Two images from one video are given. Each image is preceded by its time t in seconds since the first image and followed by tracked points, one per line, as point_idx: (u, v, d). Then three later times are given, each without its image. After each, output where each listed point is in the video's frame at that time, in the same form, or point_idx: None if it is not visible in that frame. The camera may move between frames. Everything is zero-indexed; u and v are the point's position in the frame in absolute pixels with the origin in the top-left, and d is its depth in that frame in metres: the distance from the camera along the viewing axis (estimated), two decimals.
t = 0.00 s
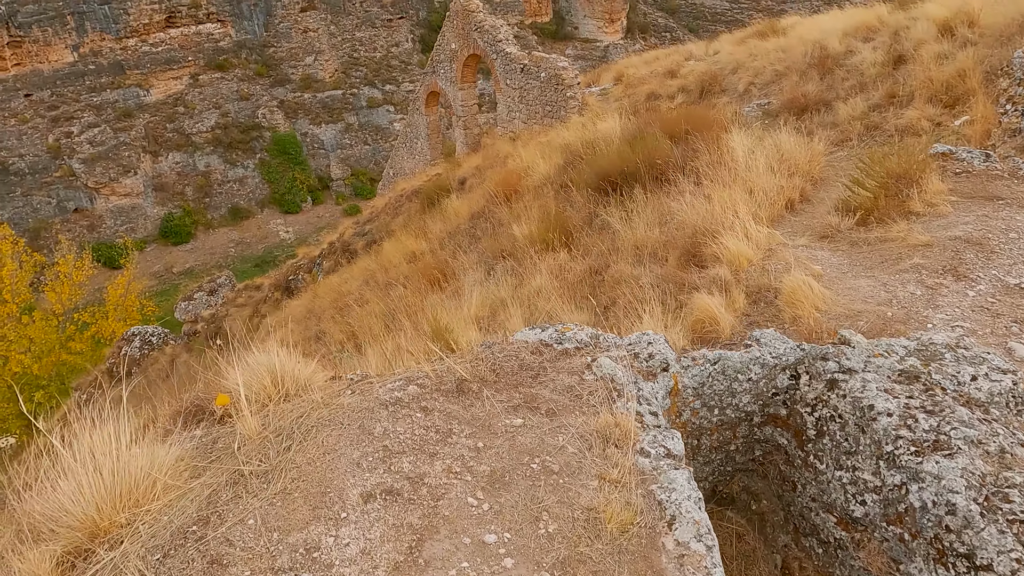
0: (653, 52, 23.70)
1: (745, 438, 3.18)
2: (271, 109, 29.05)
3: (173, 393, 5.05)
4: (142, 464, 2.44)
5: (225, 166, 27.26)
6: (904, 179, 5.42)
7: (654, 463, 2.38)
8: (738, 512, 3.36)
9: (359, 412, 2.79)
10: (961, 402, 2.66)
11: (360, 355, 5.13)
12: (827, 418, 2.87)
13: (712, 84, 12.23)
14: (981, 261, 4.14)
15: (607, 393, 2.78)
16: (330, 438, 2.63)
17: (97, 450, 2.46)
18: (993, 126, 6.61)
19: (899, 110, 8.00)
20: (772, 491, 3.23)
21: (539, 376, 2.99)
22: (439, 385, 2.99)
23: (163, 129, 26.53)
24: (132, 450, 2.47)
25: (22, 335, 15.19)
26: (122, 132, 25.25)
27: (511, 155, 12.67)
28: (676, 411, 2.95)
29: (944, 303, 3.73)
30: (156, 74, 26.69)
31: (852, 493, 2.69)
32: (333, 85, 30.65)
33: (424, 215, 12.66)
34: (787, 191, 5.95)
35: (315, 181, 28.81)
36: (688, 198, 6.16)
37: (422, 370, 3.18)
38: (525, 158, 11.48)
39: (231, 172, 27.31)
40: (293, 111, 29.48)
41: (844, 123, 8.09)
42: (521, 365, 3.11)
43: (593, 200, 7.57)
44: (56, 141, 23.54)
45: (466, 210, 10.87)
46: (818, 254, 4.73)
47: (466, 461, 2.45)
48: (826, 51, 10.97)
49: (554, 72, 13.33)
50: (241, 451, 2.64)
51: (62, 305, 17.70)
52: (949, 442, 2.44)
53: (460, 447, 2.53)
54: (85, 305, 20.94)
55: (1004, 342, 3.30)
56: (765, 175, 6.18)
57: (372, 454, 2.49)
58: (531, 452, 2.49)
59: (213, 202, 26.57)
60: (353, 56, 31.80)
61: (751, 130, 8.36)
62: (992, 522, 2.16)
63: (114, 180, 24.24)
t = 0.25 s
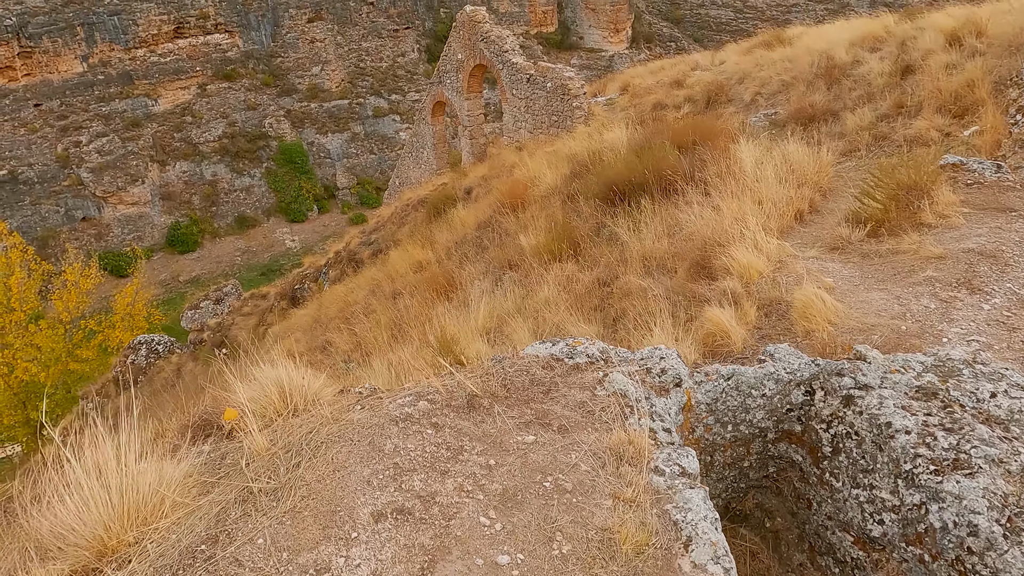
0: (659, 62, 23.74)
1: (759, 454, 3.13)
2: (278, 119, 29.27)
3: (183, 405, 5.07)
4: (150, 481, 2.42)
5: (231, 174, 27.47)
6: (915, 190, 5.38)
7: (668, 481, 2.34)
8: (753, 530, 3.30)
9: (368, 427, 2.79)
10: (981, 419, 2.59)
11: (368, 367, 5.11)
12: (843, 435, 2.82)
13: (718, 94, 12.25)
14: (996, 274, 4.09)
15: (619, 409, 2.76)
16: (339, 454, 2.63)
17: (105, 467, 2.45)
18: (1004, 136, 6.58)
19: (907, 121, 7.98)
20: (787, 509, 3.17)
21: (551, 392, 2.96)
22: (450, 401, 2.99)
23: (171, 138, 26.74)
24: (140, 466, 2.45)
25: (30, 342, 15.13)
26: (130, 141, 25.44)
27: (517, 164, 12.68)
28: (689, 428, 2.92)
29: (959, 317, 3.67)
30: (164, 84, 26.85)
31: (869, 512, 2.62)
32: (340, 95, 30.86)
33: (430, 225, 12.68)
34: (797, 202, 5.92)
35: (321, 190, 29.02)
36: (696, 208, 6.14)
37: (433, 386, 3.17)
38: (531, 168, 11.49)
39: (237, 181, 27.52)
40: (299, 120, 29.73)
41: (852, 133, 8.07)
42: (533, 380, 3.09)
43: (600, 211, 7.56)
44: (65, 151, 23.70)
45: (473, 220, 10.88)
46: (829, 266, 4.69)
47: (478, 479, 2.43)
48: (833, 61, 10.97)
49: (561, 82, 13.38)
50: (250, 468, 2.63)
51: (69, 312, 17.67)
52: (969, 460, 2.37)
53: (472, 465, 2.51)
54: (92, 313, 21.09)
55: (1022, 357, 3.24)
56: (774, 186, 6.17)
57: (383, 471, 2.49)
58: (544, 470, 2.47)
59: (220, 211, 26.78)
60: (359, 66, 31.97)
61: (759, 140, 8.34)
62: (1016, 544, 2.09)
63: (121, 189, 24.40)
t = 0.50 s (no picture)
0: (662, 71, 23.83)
1: (764, 465, 3.10)
2: (283, 127, 29.45)
3: (187, 413, 5.10)
4: (151, 491, 2.41)
5: (236, 182, 27.66)
6: (920, 199, 5.36)
7: (673, 493, 2.32)
8: (758, 542, 3.26)
9: (371, 437, 2.78)
10: (989, 431, 2.56)
11: (370, 375, 5.11)
12: (849, 446, 2.79)
13: (722, 102, 12.29)
14: (1003, 284, 4.06)
15: (624, 419, 2.75)
16: (341, 464, 2.62)
17: (107, 476, 2.44)
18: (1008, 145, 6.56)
19: (912, 129, 7.97)
20: (793, 521, 3.13)
21: (555, 403, 2.95)
22: (453, 411, 2.98)
23: (176, 146, 26.97)
24: (141, 476, 2.44)
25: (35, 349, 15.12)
26: (136, 149, 25.61)
27: (521, 173, 12.72)
28: (694, 438, 2.90)
29: (966, 327, 3.64)
30: (170, 92, 27.02)
31: (876, 524, 2.59)
32: (345, 104, 31.06)
33: (433, 233, 12.72)
34: (801, 211, 5.90)
35: (325, 198, 29.22)
36: (700, 217, 6.14)
37: (436, 396, 3.15)
38: (535, 176, 11.52)
39: (242, 188, 27.72)
40: (303, 128, 29.94)
41: (856, 142, 8.07)
42: (537, 391, 3.07)
43: (604, 219, 7.56)
44: (71, 157, 23.95)
45: (476, 228, 10.90)
46: (834, 275, 4.67)
47: (480, 490, 2.42)
48: (836, 70, 10.99)
49: (564, 91, 13.45)
50: (252, 478, 2.62)
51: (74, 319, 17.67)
52: (977, 472, 2.34)
53: (476, 476, 2.50)
54: (97, 319, 21.24)
55: None
56: (777, 194, 6.17)
57: (386, 481, 2.48)
58: (548, 481, 2.45)
59: (225, 219, 26.98)
60: (364, 75, 32.16)
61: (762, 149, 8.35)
62: None
63: (127, 197, 24.55)
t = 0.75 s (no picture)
0: (666, 78, 23.92)
1: (768, 472, 3.10)
2: (288, 135, 29.66)
3: (190, 420, 5.10)
4: (157, 496, 2.43)
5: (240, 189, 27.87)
6: (924, 207, 5.37)
7: (676, 499, 2.33)
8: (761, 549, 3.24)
9: (375, 443, 2.80)
10: (993, 439, 2.55)
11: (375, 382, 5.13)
12: (853, 454, 2.78)
13: (725, 110, 12.33)
14: (1008, 292, 4.06)
15: (627, 426, 2.75)
16: (345, 470, 2.64)
17: (112, 482, 2.46)
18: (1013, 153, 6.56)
19: (916, 137, 7.98)
20: (797, 529, 3.12)
21: (559, 409, 2.96)
22: (457, 417, 2.99)
23: (182, 153, 27.16)
24: (146, 482, 2.46)
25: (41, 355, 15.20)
26: (142, 157, 25.83)
27: (525, 180, 12.78)
28: (697, 445, 2.90)
29: (970, 334, 3.64)
30: (176, 101, 27.25)
31: (879, 532, 2.58)
32: (349, 112, 31.28)
33: (437, 240, 12.78)
34: (804, 218, 5.91)
35: (330, 205, 29.39)
36: (703, 224, 6.15)
37: (440, 402, 3.17)
38: (538, 183, 11.56)
39: (247, 196, 27.89)
40: (308, 136, 30.13)
41: (860, 149, 8.08)
42: (540, 397, 3.09)
43: (608, 227, 7.58)
44: (76, 164, 24.10)
45: (480, 235, 10.95)
46: (838, 282, 4.68)
47: (484, 496, 2.43)
48: (840, 78, 11.03)
49: (568, 99, 13.53)
50: (257, 483, 2.64)
51: (79, 325, 17.78)
52: (982, 480, 2.34)
53: (480, 482, 2.51)
54: (102, 326, 21.41)
55: None
56: (781, 201, 6.17)
57: (390, 487, 2.50)
58: (551, 487, 2.46)
59: (230, 226, 27.18)
60: (369, 83, 32.38)
61: (765, 156, 8.38)
62: None
63: (132, 204, 24.75)
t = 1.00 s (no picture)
0: (668, 85, 24.02)
1: (770, 479, 3.10)
2: (292, 142, 29.83)
3: (195, 425, 5.16)
4: (161, 500, 2.44)
5: (244, 196, 28.02)
6: (926, 214, 5.37)
7: (676, 505, 2.34)
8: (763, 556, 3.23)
9: (377, 449, 2.82)
10: (995, 445, 2.55)
11: (377, 388, 5.14)
12: (854, 460, 2.78)
13: (727, 117, 12.38)
14: (1011, 298, 4.06)
15: (629, 432, 2.77)
16: (348, 475, 2.66)
17: (116, 486, 2.48)
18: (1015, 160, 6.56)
19: (918, 144, 8.00)
20: (799, 536, 3.11)
21: (560, 415, 2.97)
22: (459, 422, 3.01)
23: (185, 160, 27.36)
24: (150, 486, 2.48)
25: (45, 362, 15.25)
26: (146, 164, 26.02)
27: (527, 187, 12.83)
28: (698, 451, 2.91)
29: (972, 341, 3.64)
30: (180, 108, 27.46)
31: (882, 539, 2.57)
32: (353, 119, 31.45)
33: (440, 247, 12.82)
34: (806, 225, 5.92)
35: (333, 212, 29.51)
36: (704, 231, 6.17)
37: (442, 409, 3.19)
38: (541, 190, 11.60)
39: (250, 202, 28.03)
40: (311, 143, 30.29)
41: (862, 156, 8.10)
42: (542, 403, 3.10)
43: (610, 234, 7.60)
44: (81, 171, 24.36)
45: (483, 241, 10.98)
46: (839, 289, 4.68)
47: (485, 501, 2.44)
48: (842, 85, 11.07)
49: (570, 106, 13.60)
50: (260, 488, 2.66)
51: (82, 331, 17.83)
52: (983, 486, 2.34)
53: (482, 487, 2.52)
54: (105, 332, 21.47)
55: None
56: (782, 208, 6.19)
57: (392, 492, 2.51)
58: (553, 492, 2.47)
59: (233, 232, 27.31)
60: (372, 90, 32.55)
61: (767, 163, 8.40)
62: None
63: (136, 211, 24.88)
